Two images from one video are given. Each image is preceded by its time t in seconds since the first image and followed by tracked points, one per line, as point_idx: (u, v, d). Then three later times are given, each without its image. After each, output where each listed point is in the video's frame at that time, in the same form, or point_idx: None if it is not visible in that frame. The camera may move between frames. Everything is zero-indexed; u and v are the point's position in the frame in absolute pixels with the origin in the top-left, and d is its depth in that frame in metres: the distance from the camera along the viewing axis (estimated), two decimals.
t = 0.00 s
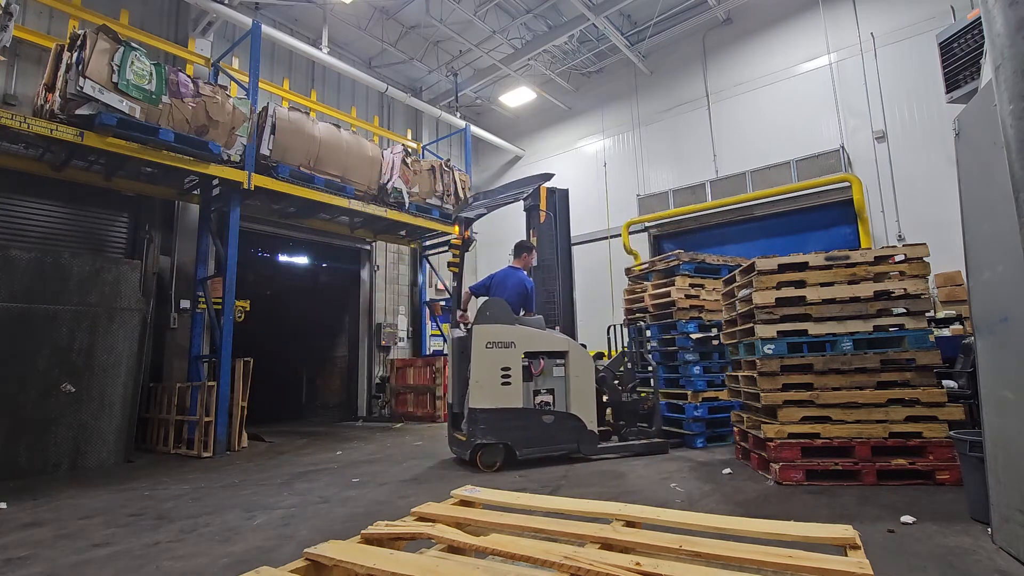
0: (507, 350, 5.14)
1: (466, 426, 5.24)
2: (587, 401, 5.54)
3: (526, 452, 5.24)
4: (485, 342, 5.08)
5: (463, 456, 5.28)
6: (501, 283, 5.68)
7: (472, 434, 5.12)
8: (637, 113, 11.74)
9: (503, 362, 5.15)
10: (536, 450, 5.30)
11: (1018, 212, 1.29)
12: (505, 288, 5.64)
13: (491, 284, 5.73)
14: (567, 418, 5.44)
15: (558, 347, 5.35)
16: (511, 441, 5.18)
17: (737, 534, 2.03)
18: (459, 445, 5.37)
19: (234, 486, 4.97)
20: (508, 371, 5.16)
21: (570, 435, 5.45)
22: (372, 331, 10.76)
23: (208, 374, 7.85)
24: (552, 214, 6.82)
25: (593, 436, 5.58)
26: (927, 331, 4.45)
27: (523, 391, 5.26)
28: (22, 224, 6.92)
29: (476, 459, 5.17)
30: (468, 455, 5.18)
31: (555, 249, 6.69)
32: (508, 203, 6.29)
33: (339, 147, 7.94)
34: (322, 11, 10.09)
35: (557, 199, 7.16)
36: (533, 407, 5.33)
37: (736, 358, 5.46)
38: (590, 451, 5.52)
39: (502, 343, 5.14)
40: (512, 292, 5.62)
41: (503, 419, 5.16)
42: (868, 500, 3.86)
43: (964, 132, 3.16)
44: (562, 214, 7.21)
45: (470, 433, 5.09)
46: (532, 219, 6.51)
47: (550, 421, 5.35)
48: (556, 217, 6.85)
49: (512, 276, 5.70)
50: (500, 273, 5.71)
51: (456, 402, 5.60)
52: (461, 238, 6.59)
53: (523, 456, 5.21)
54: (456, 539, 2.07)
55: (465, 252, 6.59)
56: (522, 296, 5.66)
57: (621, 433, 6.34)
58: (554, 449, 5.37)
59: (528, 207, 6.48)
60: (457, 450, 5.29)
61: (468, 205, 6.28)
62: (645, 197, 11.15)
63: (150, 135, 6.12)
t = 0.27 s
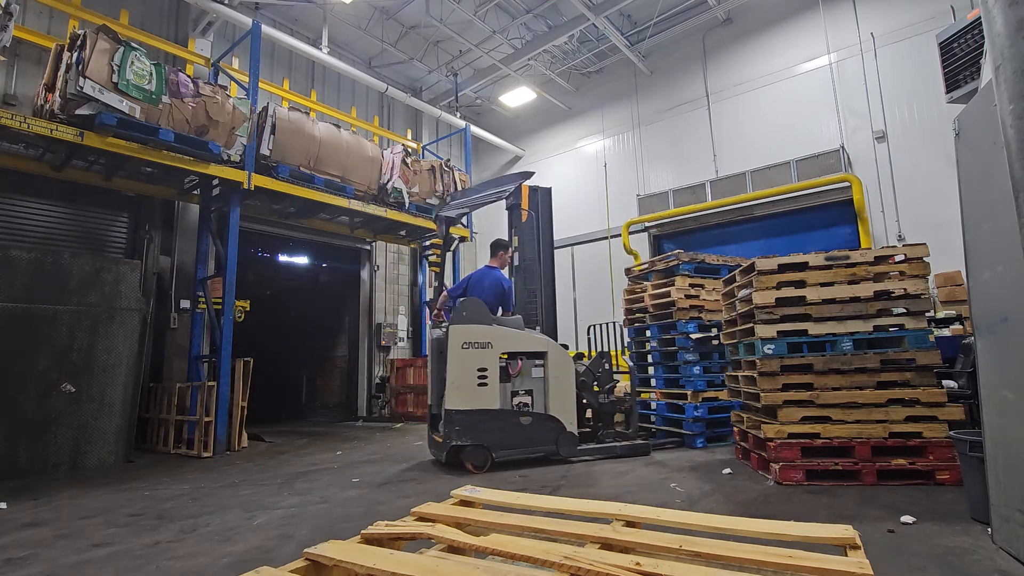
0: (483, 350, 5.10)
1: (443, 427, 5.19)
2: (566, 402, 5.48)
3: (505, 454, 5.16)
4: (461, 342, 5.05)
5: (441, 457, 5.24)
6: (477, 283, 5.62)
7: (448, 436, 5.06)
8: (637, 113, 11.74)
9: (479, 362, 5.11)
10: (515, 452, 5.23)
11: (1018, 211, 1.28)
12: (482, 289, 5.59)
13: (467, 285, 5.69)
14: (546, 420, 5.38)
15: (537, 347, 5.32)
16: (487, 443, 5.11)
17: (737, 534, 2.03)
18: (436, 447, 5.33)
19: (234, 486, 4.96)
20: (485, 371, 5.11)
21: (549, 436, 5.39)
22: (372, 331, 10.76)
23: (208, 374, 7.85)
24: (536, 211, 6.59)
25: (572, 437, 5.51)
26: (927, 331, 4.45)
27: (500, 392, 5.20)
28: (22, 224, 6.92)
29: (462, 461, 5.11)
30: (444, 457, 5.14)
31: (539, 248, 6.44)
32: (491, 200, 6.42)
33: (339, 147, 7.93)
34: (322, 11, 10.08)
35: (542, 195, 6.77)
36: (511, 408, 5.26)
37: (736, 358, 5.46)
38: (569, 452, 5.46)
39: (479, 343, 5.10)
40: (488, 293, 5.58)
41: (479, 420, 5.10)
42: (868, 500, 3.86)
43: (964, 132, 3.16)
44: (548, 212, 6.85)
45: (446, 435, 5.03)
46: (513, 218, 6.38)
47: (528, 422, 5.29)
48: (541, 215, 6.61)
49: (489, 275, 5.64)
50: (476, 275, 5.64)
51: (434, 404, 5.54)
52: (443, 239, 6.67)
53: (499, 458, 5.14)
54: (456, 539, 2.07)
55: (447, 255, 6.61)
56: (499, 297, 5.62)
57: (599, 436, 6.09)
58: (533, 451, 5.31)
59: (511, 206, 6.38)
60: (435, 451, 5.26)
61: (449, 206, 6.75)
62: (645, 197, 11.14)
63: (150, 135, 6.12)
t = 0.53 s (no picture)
0: (455, 350, 5.06)
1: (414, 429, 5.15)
2: (542, 403, 5.43)
3: (477, 457, 5.13)
4: (432, 342, 5.00)
5: (413, 460, 5.21)
6: (450, 283, 5.59)
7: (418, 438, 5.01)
8: (637, 113, 11.74)
9: (450, 363, 5.07)
10: (488, 454, 5.19)
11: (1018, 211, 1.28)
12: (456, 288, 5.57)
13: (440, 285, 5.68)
14: (520, 421, 5.34)
15: (512, 347, 5.26)
16: (458, 445, 5.06)
17: (737, 534, 2.03)
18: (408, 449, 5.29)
19: (234, 486, 4.96)
20: (457, 372, 5.07)
21: (523, 438, 5.34)
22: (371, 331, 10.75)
23: (208, 374, 7.85)
24: (515, 211, 6.52)
25: (548, 439, 5.46)
26: (927, 331, 4.45)
27: (471, 393, 5.16)
28: (22, 224, 6.92)
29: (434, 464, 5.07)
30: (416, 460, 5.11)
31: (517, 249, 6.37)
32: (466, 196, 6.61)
33: (339, 147, 7.93)
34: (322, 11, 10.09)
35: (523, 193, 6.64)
36: (483, 409, 5.21)
37: (736, 358, 5.46)
38: (544, 455, 5.42)
39: (452, 343, 5.06)
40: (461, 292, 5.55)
41: (449, 422, 5.05)
42: (868, 501, 3.86)
43: (964, 132, 3.16)
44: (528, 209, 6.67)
45: (417, 437, 4.98)
46: (491, 216, 6.31)
47: (501, 424, 5.25)
48: (519, 214, 6.51)
49: (464, 276, 5.62)
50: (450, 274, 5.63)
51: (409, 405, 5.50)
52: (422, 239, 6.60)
53: (472, 461, 5.10)
54: (456, 539, 2.07)
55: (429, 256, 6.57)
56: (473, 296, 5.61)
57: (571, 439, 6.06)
58: (507, 453, 5.26)
59: (489, 204, 6.35)
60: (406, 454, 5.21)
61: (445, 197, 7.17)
62: (645, 196, 11.14)
63: (150, 135, 6.12)
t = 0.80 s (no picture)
0: (432, 351, 5.00)
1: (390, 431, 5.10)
2: (520, 404, 5.42)
3: (453, 460, 5.10)
4: (408, 343, 4.94)
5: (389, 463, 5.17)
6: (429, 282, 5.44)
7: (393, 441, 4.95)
8: (637, 113, 11.74)
9: (426, 364, 5.01)
10: (465, 458, 5.16)
11: (1018, 211, 1.28)
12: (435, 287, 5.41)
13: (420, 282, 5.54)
14: (497, 423, 5.31)
15: (491, 348, 5.23)
16: (435, 448, 5.03)
17: (737, 534, 2.03)
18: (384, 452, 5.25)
19: (234, 486, 4.96)
20: (433, 372, 5.01)
21: (501, 440, 5.32)
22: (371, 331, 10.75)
23: (208, 374, 7.85)
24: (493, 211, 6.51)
25: (526, 441, 5.43)
26: (927, 331, 4.45)
27: (448, 394, 5.11)
28: (22, 224, 6.92)
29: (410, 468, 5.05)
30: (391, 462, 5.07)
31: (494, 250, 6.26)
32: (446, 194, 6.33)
33: (339, 147, 7.93)
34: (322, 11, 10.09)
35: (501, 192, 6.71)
36: (459, 411, 5.18)
37: (736, 358, 5.46)
38: (523, 457, 5.39)
39: (428, 344, 5.00)
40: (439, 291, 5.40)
41: (426, 424, 5.00)
42: (868, 501, 3.86)
43: (964, 132, 3.16)
44: (507, 209, 6.76)
45: (391, 440, 4.93)
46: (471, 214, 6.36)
47: (479, 427, 5.21)
48: (499, 212, 6.63)
49: (444, 276, 5.45)
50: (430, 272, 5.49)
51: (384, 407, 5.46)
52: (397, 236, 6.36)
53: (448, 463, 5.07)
54: (457, 539, 2.07)
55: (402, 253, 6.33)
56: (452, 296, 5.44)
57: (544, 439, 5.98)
58: (484, 456, 5.24)
59: (467, 201, 6.38)
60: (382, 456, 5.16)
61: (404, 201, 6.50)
62: (645, 196, 11.14)
63: (150, 135, 6.12)
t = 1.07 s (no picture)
0: (415, 351, 5.00)
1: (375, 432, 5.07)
2: (504, 405, 5.42)
3: (437, 461, 5.06)
4: (391, 343, 4.92)
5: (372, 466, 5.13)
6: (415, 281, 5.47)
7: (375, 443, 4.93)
8: (637, 113, 11.74)
9: (409, 364, 5.00)
10: (449, 459, 5.13)
11: (1019, 211, 1.28)
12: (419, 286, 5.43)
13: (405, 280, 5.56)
14: (482, 424, 5.31)
15: (475, 349, 5.24)
16: (418, 450, 5.00)
17: (737, 533, 2.03)
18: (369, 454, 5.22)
19: (234, 486, 4.96)
20: (416, 373, 5.00)
21: (486, 441, 5.31)
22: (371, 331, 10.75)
23: (208, 374, 7.85)
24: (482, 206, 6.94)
25: (512, 442, 5.41)
26: (927, 331, 4.45)
27: (430, 395, 5.10)
28: (22, 224, 6.92)
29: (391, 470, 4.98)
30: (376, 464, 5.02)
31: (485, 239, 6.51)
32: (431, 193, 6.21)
33: (338, 147, 7.92)
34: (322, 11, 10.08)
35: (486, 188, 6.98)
36: (442, 412, 5.17)
37: (736, 358, 5.46)
38: (508, 459, 5.36)
39: (411, 344, 4.99)
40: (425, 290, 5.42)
41: (409, 426, 4.99)
42: (868, 501, 3.86)
43: (964, 132, 3.16)
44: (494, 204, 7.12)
45: (374, 441, 4.90)
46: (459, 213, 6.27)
47: (464, 428, 5.20)
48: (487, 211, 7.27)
49: (429, 276, 5.49)
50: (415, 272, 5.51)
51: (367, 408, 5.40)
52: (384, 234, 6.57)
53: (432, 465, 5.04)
54: (457, 539, 2.07)
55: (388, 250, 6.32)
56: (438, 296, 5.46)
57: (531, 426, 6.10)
58: (468, 458, 5.22)
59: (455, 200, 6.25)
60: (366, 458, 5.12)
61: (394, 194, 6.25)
62: (645, 197, 11.14)
63: (150, 135, 6.12)
